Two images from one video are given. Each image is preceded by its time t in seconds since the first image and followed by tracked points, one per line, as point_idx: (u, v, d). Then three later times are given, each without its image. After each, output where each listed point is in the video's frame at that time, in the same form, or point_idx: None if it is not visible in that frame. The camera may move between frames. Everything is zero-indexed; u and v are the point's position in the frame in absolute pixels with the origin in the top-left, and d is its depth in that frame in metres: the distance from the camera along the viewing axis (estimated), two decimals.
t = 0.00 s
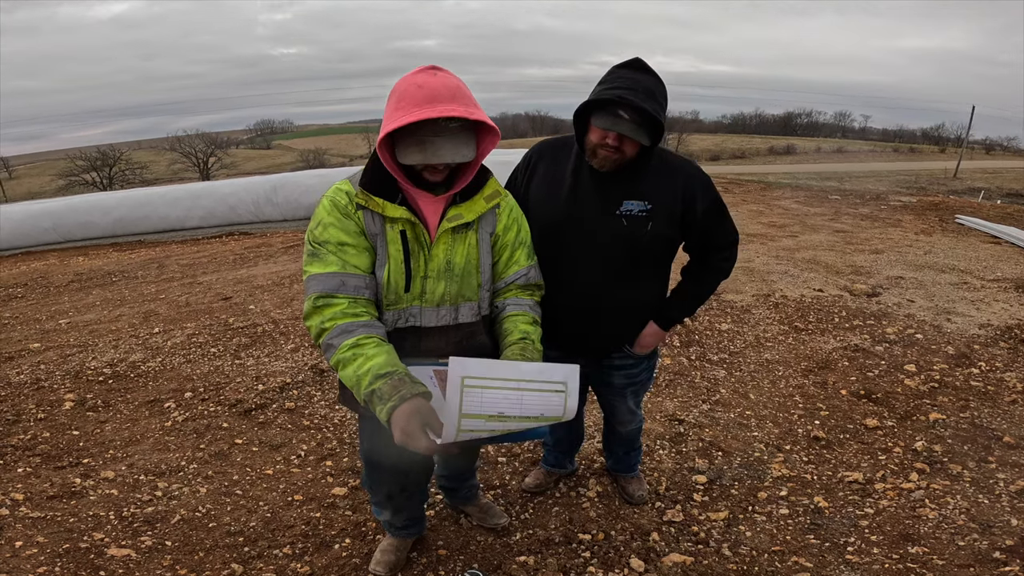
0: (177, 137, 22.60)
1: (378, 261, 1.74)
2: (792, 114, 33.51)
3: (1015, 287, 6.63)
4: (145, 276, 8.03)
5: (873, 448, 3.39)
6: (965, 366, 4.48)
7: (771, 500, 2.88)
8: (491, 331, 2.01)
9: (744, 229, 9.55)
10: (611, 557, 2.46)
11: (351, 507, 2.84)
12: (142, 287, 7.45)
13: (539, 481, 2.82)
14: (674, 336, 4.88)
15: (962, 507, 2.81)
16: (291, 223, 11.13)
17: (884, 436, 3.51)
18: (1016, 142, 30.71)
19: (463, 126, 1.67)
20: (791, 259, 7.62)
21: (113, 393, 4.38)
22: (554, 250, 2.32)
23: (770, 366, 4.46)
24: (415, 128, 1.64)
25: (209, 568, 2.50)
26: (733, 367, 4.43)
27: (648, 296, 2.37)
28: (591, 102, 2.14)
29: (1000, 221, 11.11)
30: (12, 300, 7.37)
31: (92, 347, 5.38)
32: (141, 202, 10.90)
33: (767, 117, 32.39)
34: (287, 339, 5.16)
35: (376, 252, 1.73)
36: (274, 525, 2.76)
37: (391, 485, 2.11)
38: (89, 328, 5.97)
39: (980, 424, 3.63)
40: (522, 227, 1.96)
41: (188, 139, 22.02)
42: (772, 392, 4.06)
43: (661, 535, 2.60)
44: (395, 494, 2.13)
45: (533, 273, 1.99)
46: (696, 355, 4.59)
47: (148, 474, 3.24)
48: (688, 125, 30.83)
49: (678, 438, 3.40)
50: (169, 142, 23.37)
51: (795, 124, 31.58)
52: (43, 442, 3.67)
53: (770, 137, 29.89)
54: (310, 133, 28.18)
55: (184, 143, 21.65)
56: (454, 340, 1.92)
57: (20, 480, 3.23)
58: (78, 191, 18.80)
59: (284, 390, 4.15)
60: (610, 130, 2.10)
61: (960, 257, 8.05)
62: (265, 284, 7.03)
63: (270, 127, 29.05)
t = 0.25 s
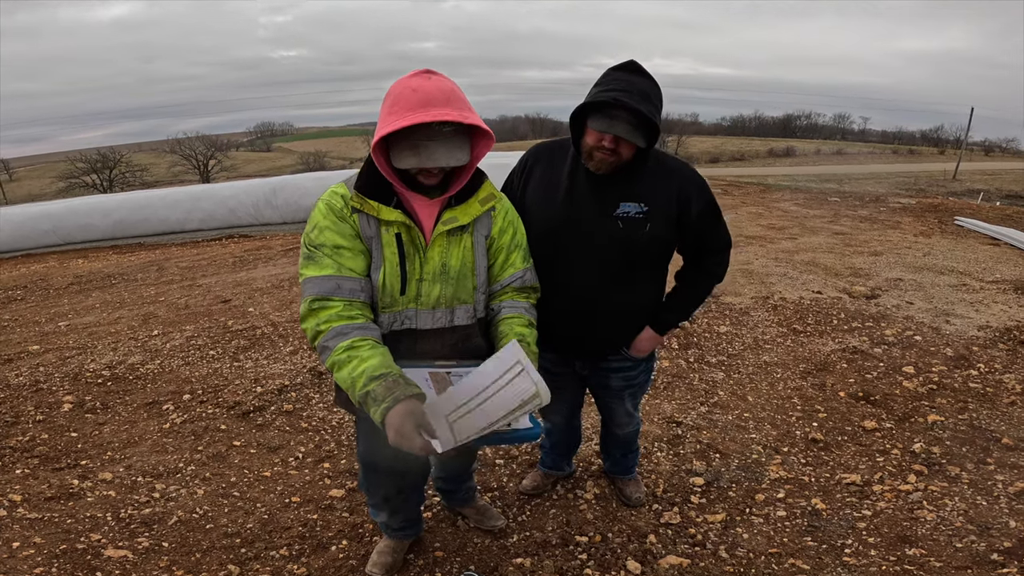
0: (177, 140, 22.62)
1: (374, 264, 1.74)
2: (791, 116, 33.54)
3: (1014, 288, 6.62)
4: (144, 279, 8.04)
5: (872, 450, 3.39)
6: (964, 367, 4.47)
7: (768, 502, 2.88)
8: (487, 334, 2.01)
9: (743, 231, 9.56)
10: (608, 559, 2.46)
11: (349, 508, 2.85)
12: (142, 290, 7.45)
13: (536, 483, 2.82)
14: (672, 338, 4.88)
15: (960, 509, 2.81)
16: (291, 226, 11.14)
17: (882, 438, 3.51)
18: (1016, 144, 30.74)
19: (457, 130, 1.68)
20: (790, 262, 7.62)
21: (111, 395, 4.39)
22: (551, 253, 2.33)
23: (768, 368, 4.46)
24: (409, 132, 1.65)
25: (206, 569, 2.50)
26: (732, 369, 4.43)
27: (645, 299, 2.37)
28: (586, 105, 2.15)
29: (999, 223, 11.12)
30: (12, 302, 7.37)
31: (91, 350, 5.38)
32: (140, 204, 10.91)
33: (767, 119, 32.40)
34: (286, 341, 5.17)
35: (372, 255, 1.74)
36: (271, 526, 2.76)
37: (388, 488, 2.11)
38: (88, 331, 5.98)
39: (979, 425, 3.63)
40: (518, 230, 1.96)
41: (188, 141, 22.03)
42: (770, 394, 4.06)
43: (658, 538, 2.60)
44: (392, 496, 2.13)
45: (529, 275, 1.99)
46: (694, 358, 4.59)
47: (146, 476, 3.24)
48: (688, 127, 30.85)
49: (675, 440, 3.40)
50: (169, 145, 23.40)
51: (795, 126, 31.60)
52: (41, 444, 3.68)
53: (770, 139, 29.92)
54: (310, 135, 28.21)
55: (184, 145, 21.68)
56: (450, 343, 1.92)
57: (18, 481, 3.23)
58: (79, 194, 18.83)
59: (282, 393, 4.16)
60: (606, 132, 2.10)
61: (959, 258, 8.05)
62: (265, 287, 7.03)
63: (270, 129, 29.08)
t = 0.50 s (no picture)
0: (177, 142, 22.67)
1: (373, 276, 1.78)
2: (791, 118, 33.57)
3: (1012, 291, 6.65)
4: (145, 282, 8.07)
5: (867, 454, 3.42)
6: (961, 371, 4.50)
7: (763, 506, 2.91)
8: (484, 343, 2.05)
9: (742, 234, 9.59)
10: (604, 563, 2.50)
11: (349, 512, 2.88)
12: (142, 293, 7.49)
13: (534, 487, 2.86)
14: (670, 343, 4.91)
15: (954, 513, 2.84)
16: (291, 229, 11.17)
17: (878, 442, 3.54)
18: (1016, 145, 30.76)
19: (453, 144, 1.71)
20: (788, 265, 7.66)
21: (113, 399, 4.42)
22: (552, 263, 2.36)
23: (765, 373, 4.49)
24: (406, 146, 1.69)
25: (207, 572, 2.53)
26: (729, 374, 4.46)
27: (644, 308, 2.41)
28: (585, 117, 2.18)
29: (998, 225, 11.15)
30: (13, 306, 7.40)
31: (92, 354, 5.42)
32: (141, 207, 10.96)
33: (767, 120, 32.43)
34: (286, 346, 5.20)
35: (371, 267, 1.77)
36: (272, 530, 2.80)
37: (387, 493, 2.14)
38: (89, 334, 6.01)
39: (975, 429, 3.66)
40: (515, 241, 2.00)
41: (189, 143, 22.07)
42: (767, 399, 4.09)
43: (654, 542, 2.63)
44: (391, 501, 2.16)
45: (526, 285, 2.02)
46: (692, 362, 4.62)
47: (147, 480, 3.27)
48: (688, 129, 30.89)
49: (672, 445, 3.43)
50: (169, 147, 23.44)
51: (795, 127, 31.63)
52: (43, 447, 3.71)
53: (769, 141, 29.96)
54: (310, 137, 28.25)
55: (184, 147, 21.72)
56: (449, 351, 1.95)
57: (21, 484, 3.26)
58: (79, 196, 18.88)
59: (283, 397, 4.19)
60: (605, 144, 2.13)
61: (958, 261, 8.08)
62: (265, 291, 7.06)
63: (270, 131, 29.12)
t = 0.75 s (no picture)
0: (177, 144, 22.68)
1: (376, 286, 1.80)
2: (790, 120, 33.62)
3: (1011, 294, 6.68)
4: (145, 286, 8.09)
5: (865, 458, 3.44)
6: (959, 375, 4.52)
7: (762, 510, 2.93)
8: (485, 350, 2.07)
9: (742, 237, 9.61)
10: (604, 567, 2.52)
11: (350, 517, 2.90)
12: (143, 297, 7.50)
13: (534, 492, 2.88)
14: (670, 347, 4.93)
15: (952, 516, 2.86)
16: (291, 232, 11.18)
17: (876, 446, 3.56)
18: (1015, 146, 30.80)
19: (454, 156, 1.74)
20: (788, 268, 7.67)
21: (114, 403, 4.44)
22: (556, 272, 2.38)
23: (764, 377, 4.51)
24: (409, 158, 1.71)
25: None
26: (728, 378, 4.48)
27: (648, 315, 2.43)
28: (591, 123, 2.20)
29: (997, 227, 11.17)
30: (13, 309, 7.42)
31: (93, 358, 5.43)
32: (141, 210, 10.97)
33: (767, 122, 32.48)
34: (287, 350, 5.22)
35: (373, 277, 1.79)
36: (274, 534, 2.81)
37: (388, 498, 2.16)
38: (90, 338, 6.03)
39: (973, 433, 3.68)
40: (516, 250, 2.02)
41: (189, 146, 22.10)
42: (766, 403, 4.10)
43: (654, 546, 2.65)
44: (392, 506, 2.18)
45: (527, 294, 2.04)
46: (691, 367, 4.64)
47: (149, 484, 3.29)
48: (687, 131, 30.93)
49: (672, 449, 3.45)
50: (169, 149, 23.45)
51: (794, 129, 31.67)
52: (45, 451, 3.72)
53: (769, 143, 30.00)
54: (310, 140, 28.29)
55: (184, 150, 21.74)
56: (450, 361, 1.98)
57: (23, 488, 3.28)
58: (79, 198, 18.91)
59: (284, 402, 4.21)
60: (614, 148, 2.15)
61: (956, 264, 8.10)
62: (265, 295, 7.08)
63: (270, 133, 29.14)
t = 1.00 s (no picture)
0: (176, 147, 22.67)
1: (379, 292, 1.80)
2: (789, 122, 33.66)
3: (1010, 296, 6.68)
4: (144, 289, 8.08)
5: (866, 461, 3.44)
6: (959, 377, 4.53)
7: (763, 514, 2.93)
8: (488, 356, 2.07)
9: (741, 240, 9.62)
10: (605, 571, 2.51)
11: (351, 521, 2.89)
12: (142, 300, 7.50)
13: (535, 496, 2.87)
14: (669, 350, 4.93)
15: (953, 519, 2.86)
16: (290, 235, 11.18)
17: (877, 449, 3.56)
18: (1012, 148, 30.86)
19: (459, 163, 1.74)
20: (787, 271, 7.68)
21: (113, 407, 4.43)
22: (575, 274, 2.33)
23: (764, 380, 4.51)
24: (413, 166, 1.71)
25: None
26: (728, 381, 4.48)
27: (666, 312, 2.44)
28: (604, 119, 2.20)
29: (995, 229, 11.19)
30: (12, 312, 7.41)
31: (92, 361, 5.42)
32: (140, 212, 10.96)
33: (765, 124, 32.51)
34: (286, 354, 5.21)
35: (377, 283, 1.79)
36: (275, 539, 2.81)
37: (390, 503, 2.15)
38: (89, 341, 6.02)
39: (973, 435, 3.69)
40: (519, 257, 2.02)
41: (187, 148, 22.10)
42: (766, 406, 4.10)
43: (655, 550, 2.65)
44: (394, 511, 2.17)
45: (529, 300, 2.04)
46: (691, 370, 4.64)
47: (149, 488, 3.29)
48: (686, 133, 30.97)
49: (672, 453, 3.45)
50: (168, 151, 23.44)
51: (793, 131, 31.71)
52: (44, 455, 3.72)
53: (767, 145, 30.04)
54: (309, 142, 28.31)
55: (183, 152, 21.73)
56: (453, 367, 1.97)
57: (23, 492, 3.28)
58: (77, 200, 18.92)
59: (284, 406, 4.20)
60: (637, 130, 2.19)
61: (956, 266, 8.10)
62: (265, 298, 7.08)
63: (269, 135, 29.14)
